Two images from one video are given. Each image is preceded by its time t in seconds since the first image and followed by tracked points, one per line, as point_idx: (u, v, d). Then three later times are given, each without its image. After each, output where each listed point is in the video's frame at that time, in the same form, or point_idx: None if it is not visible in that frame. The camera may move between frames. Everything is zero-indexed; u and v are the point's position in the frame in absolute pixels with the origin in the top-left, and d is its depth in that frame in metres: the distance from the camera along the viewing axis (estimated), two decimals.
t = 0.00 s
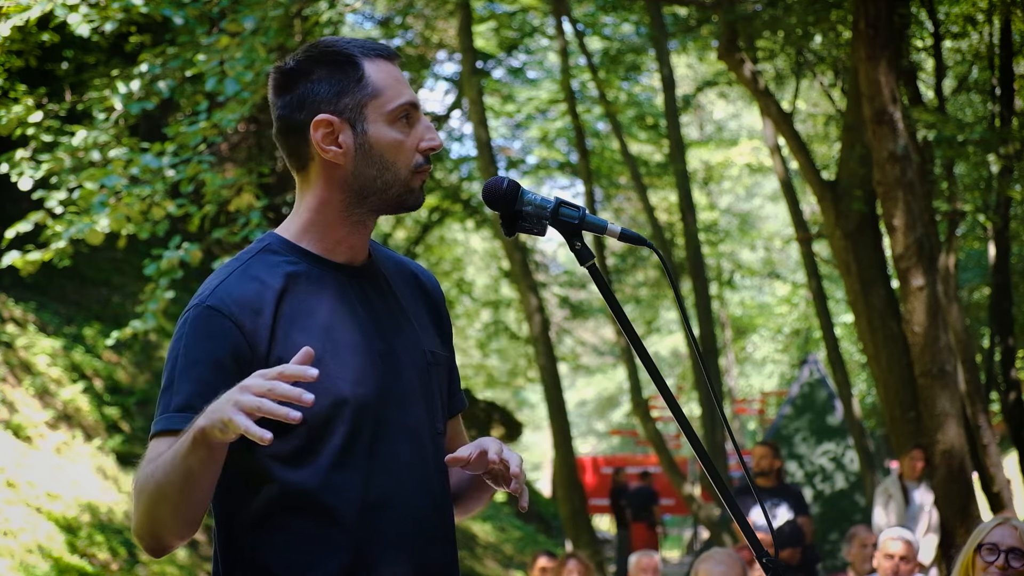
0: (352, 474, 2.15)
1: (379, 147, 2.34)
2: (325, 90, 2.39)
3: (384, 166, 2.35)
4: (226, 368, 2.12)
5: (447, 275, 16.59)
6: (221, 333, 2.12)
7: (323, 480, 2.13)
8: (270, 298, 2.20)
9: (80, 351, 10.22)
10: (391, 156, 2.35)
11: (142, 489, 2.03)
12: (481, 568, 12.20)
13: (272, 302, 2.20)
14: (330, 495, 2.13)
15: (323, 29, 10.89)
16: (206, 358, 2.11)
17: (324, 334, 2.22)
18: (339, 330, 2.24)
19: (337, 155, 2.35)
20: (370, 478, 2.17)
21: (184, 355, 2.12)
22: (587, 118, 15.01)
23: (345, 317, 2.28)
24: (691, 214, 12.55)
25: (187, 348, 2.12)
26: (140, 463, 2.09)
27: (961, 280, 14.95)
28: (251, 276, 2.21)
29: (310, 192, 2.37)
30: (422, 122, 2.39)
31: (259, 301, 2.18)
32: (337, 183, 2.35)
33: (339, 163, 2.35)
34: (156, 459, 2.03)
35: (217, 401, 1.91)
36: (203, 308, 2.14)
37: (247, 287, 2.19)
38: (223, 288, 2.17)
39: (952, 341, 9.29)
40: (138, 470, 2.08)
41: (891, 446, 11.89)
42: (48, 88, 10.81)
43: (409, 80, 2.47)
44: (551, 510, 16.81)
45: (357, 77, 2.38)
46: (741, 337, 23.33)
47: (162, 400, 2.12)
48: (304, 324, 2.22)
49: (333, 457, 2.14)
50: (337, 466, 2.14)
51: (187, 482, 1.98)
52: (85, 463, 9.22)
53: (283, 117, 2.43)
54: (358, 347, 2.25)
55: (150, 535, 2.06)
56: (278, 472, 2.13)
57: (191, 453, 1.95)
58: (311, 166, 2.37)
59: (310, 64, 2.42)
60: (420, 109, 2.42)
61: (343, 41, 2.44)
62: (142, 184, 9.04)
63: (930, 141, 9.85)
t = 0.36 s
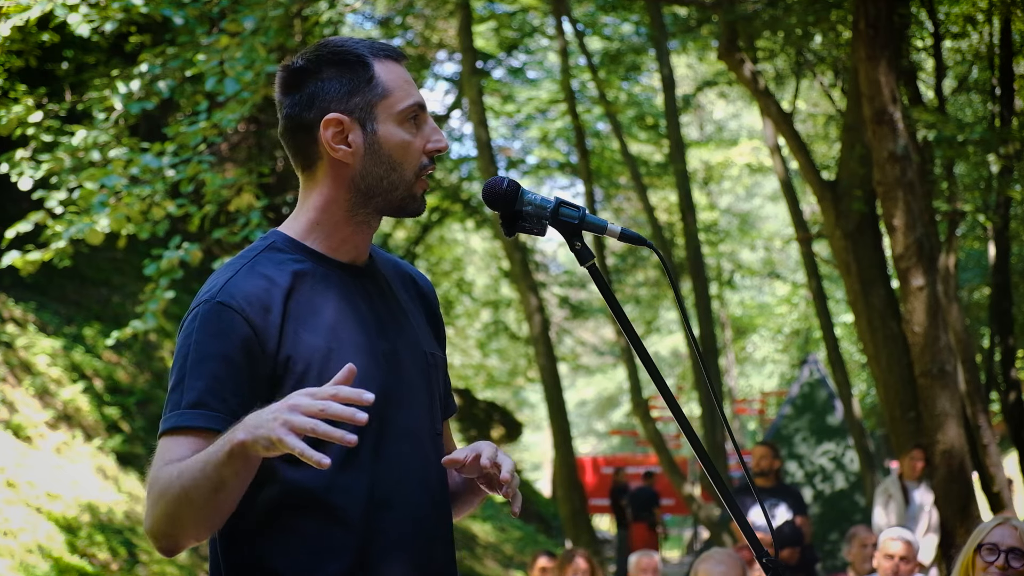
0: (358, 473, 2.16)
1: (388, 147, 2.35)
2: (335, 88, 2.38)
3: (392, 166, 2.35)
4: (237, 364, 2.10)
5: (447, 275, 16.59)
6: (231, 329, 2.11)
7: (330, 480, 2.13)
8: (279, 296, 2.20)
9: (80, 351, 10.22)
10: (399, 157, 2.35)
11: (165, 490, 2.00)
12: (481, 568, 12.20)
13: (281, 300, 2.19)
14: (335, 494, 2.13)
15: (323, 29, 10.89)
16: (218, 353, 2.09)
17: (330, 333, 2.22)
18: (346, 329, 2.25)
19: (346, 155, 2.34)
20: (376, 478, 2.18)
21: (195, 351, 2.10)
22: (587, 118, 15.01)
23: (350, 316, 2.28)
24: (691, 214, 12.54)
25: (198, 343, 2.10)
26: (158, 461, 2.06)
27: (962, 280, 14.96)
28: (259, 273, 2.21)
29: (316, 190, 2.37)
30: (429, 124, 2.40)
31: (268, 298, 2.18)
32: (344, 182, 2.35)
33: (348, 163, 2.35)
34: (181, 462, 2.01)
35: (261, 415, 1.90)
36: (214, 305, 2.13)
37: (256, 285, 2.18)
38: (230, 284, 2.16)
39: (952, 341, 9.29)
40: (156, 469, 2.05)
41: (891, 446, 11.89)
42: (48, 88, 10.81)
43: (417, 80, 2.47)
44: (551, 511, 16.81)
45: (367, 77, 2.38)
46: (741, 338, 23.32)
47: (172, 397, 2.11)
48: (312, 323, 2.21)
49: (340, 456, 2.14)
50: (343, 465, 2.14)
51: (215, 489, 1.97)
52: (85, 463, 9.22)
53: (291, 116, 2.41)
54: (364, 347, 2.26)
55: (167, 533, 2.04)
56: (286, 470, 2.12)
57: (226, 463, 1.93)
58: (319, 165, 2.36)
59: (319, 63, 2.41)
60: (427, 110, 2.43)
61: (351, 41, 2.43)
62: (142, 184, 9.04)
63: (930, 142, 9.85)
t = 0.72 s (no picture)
0: (360, 474, 2.15)
1: (388, 145, 2.35)
2: (335, 87, 2.38)
3: (393, 164, 2.35)
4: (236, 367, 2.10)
5: (447, 275, 16.60)
6: (228, 330, 2.11)
7: (332, 483, 2.11)
8: (277, 296, 2.19)
9: (80, 351, 10.22)
10: (400, 155, 2.36)
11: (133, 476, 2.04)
12: (481, 568, 12.22)
13: (279, 301, 2.19)
14: (337, 496, 2.12)
15: (323, 29, 10.89)
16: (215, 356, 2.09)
17: (331, 334, 2.22)
18: (346, 330, 2.25)
19: (347, 153, 2.34)
20: (377, 479, 2.17)
21: (192, 354, 2.10)
22: (587, 118, 15.01)
23: (350, 317, 2.28)
24: (691, 214, 12.54)
25: (194, 346, 2.10)
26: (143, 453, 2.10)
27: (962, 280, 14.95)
28: (258, 275, 2.21)
29: (316, 189, 2.36)
30: (429, 122, 2.40)
31: (266, 300, 2.17)
32: (345, 180, 2.35)
33: (349, 161, 2.35)
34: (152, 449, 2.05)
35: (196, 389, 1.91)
36: (210, 306, 2.12)
37: (253, 285, 2.18)
38: (228, 285, 2.16)
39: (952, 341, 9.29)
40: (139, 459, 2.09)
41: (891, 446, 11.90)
42: (48, 88, 10.81)
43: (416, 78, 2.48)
44: (551, 511, 16.80)
45: (367, 75, 2.38)
46: (741, 338, 23.33)
47: (168, 400, 2.11)
48: (312, 325, 2.21)
49: (341, 458, 2.13)
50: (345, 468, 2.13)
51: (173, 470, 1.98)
52: (85, 463, 9.21)
53: (291, 115, 2.41)
54: (364, 347, 2.25)
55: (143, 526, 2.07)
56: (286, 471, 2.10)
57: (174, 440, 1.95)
58: (320, 164, 2.36)
59: (318, 62, 2.41)
60: (427, 108, 2.43)
61: (350, 38, 2.43)
62: (142, 184, 9.04)
63: (930, 141, 9.85)
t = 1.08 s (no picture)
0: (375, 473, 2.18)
1: (389, 148, 2.34)
2: (337, 88, 2.36)
3: (393, 166, 2.35)
4: (265, 368, 2.06)
5: (447, 275, 16.60)
6: (256, 332, 2.06)
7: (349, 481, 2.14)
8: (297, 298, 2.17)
9: (80, 352, 10.22)
10: (401, 158, 2.35)
11: (206, 535, 1.92)
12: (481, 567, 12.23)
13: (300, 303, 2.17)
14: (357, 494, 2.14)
15: (323, 29, 10.89)
16: (243, 357, 2.04)
17: (348, 333, 2.22)
18: (359, 329, 2.25)
19: (347, 156, 2.33)
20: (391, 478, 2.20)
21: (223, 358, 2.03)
22: (587, 118, 15.01)
23: (361, 317, 2.28)
24: (691, 214, 12.54)
25: (221, 348, 2.04)
26: (189, 483, 1.98)
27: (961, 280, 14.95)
28: (276, 276, 2.18)
29: (316, 191, 2.36)
30: (428, 125, 2.40)
31: (289, 300, 2.15)
32: (345, 183, 2.34)
33: (349, 163, 2.34)
34: (225, 507, 1.93)
35: (342, 503, 1.82)
36: (237, 310, 2.07)
37: (273, 288, 2.14)
38: (251, 287, 2.12)
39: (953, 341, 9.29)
40: (189, 494, 1.97)
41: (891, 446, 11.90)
42: (48, 88, 10.81)
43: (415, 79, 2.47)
44: (551, 511, 16.79)
45: (369, 77, 2.37)
46: (741, 337, 23.32)
47: (198, 411, 2.02)
48: (331, 324, 2.20)
49: (360, 456, 2.15)
50: (362, 466, 2.16)
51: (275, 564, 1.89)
52: (85, 463, 9.21)
53: (291, 116, 2.40)
54: (377, 347, 2.26)
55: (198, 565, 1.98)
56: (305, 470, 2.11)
57: (292, 544, 1.85)
58: (319, 165, 2.35)
59: (319, 63, 2.39)
60: (426, 111, 2.43)
61: (350, 41, 2.43)
62: (142, 184, 9.04)
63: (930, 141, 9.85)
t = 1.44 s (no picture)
0: (379, 469, 2.21)
1: (379, 148, 2.34)
2: (328, 88, 2.38)
3: (384, 167, 2.35)
4: (285, 359, 2.07)
5: (447, 275, 16.61)
6: (275, 325, 2.08)
7: (355, 476, 2.17)
8: (308, 293, 2.20)
9: (80, 352, 10.22)
10: (391, 158, 2.35)
11: (322, 519, 1.99)
12: (481, 568, 12.24)
13: (310, 297, 2.19)
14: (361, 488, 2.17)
15: (323, 29, 10.88)
16: (265, 348, 2.05)
17: (353, 329, 2.24)
18: (362, 327, 2.27)
19: (337, 155, 2.34)
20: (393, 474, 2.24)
21: (252, 349, 2.04)
22: (587, 118, 15.01)
23: (359, 315, 2.31)
24: (691, 214, 12.54)
25: (250, 337, 2.05)
26: (271, 478, 1.99)
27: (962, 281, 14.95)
28: (282, 271, 2.19)
29: (309, 190, 2.37)
30: (421, 125, 2.40)
31: (301, 295, 2.17)
32: (336, 183, 2.35)
33: (339, 163, 2.34)
34: (333, 492, 2.02)
35: (489, 453, 2.09)
36: (258, 302, 2.08)
37: (287, 283, 2.17)
38: (267, 282, 2.13)
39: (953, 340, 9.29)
40: (277, 488, 1.98)
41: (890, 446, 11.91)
42: (48, 88, 10.81)
43: (407, 79, 2.47)
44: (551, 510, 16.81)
45: (360, 77, 2.37)
46: (741, 338, 23.33)
47: (231, 404, 2.02)
48: (338, 319, 2.22)
49: (365, 450, 2.18)
50: (366, 462, 2.19)
51: (400, 530, 2.05)
52: (85, 463, 9.20)
53: (283, 115, 2.41)
54: (379, 345, 2.28)
55: (284, 558, 2.00)
56: (313, 467, 2.12)
57: (435, 504, 2.04)
58: (310, 164, 2.36)
59: (312, 63, 2.41)
60: (419, 111, 2.42)
61: (345, 41, 2.43)
62: (142, 184, 9.04)
63: (930, 142, 9.86)
